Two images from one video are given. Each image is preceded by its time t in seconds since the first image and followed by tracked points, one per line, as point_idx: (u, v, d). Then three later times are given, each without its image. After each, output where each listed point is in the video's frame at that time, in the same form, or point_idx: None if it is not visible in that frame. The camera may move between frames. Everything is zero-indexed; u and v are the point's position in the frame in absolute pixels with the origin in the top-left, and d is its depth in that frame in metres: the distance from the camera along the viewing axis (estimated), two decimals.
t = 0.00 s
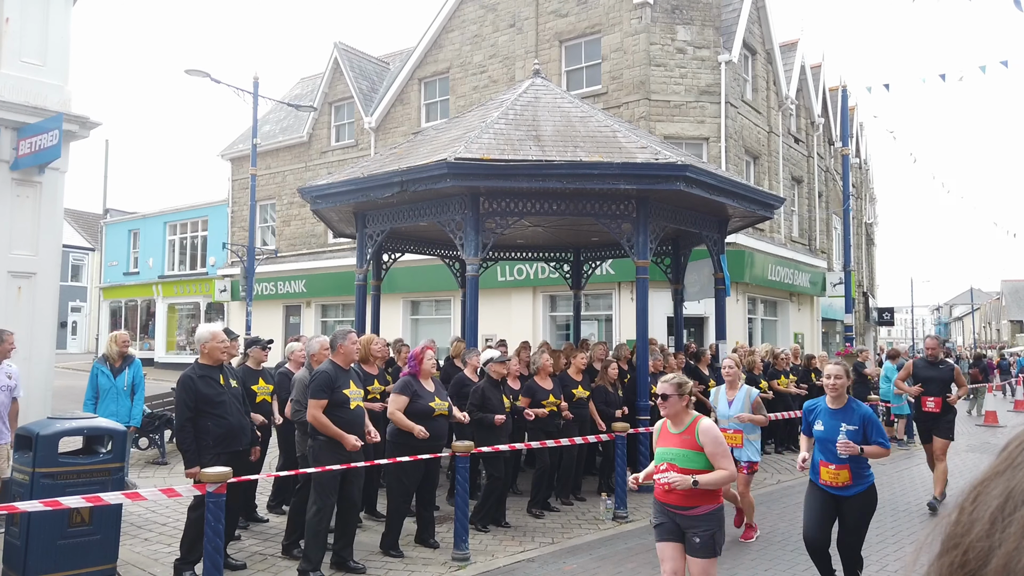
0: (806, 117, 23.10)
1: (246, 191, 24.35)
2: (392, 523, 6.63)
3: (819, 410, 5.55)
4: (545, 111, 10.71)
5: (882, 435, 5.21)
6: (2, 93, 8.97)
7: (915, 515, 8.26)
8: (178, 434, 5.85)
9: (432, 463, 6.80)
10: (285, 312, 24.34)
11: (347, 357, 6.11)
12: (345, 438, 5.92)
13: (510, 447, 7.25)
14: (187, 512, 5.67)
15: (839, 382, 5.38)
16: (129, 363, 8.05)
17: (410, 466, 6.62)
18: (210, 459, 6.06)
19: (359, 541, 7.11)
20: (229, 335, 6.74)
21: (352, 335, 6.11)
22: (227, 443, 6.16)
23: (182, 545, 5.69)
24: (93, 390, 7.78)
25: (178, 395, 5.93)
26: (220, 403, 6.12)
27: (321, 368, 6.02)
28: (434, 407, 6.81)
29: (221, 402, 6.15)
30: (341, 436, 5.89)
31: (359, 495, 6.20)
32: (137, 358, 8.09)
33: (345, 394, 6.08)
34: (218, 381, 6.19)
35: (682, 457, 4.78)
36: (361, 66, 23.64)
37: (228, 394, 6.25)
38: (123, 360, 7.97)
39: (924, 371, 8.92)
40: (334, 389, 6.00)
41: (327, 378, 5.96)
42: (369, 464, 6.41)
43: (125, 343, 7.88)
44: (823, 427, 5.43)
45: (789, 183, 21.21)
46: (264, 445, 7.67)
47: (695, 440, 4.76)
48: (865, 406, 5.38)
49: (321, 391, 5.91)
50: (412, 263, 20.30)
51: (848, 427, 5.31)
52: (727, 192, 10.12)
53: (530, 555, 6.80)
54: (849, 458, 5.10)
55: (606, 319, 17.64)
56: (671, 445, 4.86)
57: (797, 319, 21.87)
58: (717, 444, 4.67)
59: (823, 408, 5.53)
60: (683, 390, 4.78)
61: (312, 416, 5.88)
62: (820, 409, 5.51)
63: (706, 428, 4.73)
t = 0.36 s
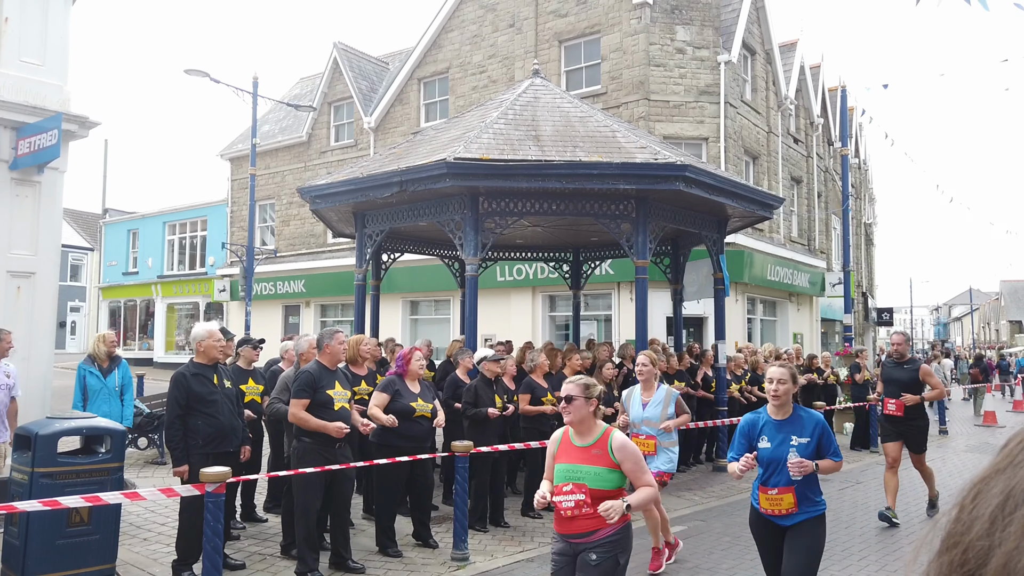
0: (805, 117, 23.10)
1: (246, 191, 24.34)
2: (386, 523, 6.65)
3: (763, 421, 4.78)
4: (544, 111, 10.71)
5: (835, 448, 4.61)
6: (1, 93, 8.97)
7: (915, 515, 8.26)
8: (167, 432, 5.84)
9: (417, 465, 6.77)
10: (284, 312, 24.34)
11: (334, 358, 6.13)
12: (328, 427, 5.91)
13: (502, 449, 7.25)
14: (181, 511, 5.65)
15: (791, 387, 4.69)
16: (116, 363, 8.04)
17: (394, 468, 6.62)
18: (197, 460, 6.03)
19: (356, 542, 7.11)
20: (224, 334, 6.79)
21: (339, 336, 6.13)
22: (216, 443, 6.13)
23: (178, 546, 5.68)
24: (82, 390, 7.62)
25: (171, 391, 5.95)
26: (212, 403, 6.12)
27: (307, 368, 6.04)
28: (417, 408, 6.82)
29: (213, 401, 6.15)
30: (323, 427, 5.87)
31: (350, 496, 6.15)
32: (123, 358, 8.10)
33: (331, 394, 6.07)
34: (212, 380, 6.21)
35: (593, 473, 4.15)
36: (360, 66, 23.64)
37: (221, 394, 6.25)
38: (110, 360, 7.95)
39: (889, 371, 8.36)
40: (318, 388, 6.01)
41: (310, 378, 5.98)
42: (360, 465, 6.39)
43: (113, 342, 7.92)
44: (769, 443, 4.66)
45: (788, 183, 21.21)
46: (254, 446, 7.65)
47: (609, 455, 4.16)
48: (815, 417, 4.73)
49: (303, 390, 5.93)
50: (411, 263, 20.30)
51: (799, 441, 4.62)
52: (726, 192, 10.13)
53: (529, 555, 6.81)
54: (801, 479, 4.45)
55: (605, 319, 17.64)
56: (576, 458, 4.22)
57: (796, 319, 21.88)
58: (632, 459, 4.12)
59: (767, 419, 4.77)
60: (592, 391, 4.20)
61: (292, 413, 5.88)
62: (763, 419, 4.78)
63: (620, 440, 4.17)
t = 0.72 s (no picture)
0: (804, 118, 23.10)
1: (245, 191, 24.36)
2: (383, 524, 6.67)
3: (688, 435, 4.20)
4: (544, 111, 10.71)
5: (765, 471, 3.85)
6: (1, 93, 8.97)
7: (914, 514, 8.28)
8: (169, 432, 5.85)
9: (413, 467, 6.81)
10: (283, 312, 24.35)
11: (330, 360, 6.12)
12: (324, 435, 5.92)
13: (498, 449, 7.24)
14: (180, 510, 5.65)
15: (708, 399, 4.03)
16: (105, 364, 8.05)
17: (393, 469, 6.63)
18: (198, 460, 6.05)
19: (354, 542, 7.13)
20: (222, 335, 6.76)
21: (335, 338, 6.12)
22: (216, 443, 6.13)
23: (178, 546, 5.68)
24: (71, 391, 7.62)
25: (171, 391, 5.93)
26: (213, 403, 6.13)
27: (304, 371, 6.03)
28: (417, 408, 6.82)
29: (213, 401, 6.15)
30: (320, 435, 5.89)
31: (348, 498, 6.16)
32: (112, 360, 8.10)
33: (328, 398, 6.08)
34: (212, 380, 6.20)
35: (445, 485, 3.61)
36: (360, 66, 23.64)
37: (221, 394, 6.26)
38: (99, 362, 7.96)
39: (861, 370, 7.70)
40: (316, 392, 6.01)
41: (308, 382, 5.97)
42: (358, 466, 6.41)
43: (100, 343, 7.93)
44: (690, 464, 4.11)
45: (787, 184, 21.21)
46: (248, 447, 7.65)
47: (464, 465, 3.58)
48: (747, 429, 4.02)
49: (301, 395, 5.92)
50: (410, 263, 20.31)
51: (722, 463, 3.99)
52: (726, 193, 10.14)
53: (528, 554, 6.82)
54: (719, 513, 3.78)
55: (604, 319, 17.65)
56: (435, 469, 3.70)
57: (795, 320, 21.90)
58: (489, 473, 3.49)
59: (691, 434, 4.18)
60: (464, 396, 3.74)
61: (289, 419, 5.89)
62: (688, 434, 4.19)
63: (479, 447, 3.56)
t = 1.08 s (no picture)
0: (803, 118, 23.09)
1: (244, 191, 24.37)
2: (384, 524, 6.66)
3: (548, 456, 3.37)
4: (542, 111, 10.71)
5: (652, 492, 3.21)
6: None
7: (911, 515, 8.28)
8: (179, 433, 5.86)
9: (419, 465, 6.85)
10: (282, 312, 24.35)
11: (340, 358, 6.12)
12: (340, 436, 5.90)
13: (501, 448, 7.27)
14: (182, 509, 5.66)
15: (569, 409, 3.29)
16: (101, 364, 8.03)
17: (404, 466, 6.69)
18: (209, 459, 6.08)
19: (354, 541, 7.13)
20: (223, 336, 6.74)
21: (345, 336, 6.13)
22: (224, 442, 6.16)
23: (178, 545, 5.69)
24: (68, 391, 7.62)
25: (177, 391, 5.91)
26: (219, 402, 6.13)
27: (315, 369, 6.00)
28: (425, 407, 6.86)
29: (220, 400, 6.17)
30: (336, 437, 5.84)
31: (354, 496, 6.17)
32: (110, 360, 8.12)
33: (339, 395, 6.08)
34: (216, 379, 6.19)
35: (248, 529, 2.97)
36: (359, 66, 23.64)
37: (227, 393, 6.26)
38: (95, 361, 7.94)
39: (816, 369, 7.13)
40: (329, 389, 6.01)
41: (321, 379, 5.97)
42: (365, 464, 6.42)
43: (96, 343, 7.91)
44: (553, 494, 3.27)
45: (786, 184, 21.21)
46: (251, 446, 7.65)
47: (274, 504, 2.95)
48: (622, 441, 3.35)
49: (316, 392, 5.92)
50: (409, 263, 20.32)
51: (597, 488, 3.23)
52: (725, 193, 10.14)
53: (526, 554, 6.82)
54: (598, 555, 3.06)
55: (604, 319, 17.65)
56: (229, 508, 3.02)
57: (794, 320, 21.91)
58: (309, 509, 2.92)
59: (552, 454, 3.36)
60: (258, 408, 3.12)
61: (306, 416, 5.87)
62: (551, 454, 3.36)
63: (294, 479, 2.96)
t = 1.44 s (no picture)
0: (802, 118, 23.11)
1: (243, 191, 24.38)
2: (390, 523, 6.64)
3: (290, 497, 2.54)
4: (541, 112, 10.71)
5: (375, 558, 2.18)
6: None
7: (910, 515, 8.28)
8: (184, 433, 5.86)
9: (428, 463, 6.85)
10: (281, 312, 24.34)
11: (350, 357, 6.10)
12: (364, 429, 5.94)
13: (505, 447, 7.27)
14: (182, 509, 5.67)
15: (298, 425, 2.46)
16: (101, 363, 8.02)
17: (410, 464, 6.64)
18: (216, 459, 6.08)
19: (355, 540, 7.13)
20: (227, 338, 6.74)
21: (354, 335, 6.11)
22: (230, 442, 6.16)
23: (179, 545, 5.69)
24: (69, 391, 7.62)
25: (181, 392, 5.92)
26: (224, 402, 6.14)
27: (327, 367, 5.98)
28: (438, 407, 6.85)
29: (224, 401, 6.16)
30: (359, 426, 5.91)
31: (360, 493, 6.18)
32: (111, 360, 8.11)
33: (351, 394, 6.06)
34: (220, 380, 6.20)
35: None
36: (359, 67, 23.63)
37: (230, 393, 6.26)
38: (95, 361, 7.93)
39: (768, 374, 6.62)
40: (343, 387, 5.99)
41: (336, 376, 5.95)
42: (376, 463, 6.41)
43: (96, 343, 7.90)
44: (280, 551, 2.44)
45: (785, 184, 21.23)
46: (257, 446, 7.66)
47: None
48: (368, 484, 2.35)
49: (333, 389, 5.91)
50: (408, 263, 20.34)
51: (311, 551, 2.31)
52: (723, 193, 10.15)
53: (525, 554, 6.82)
54: None
55: (603, 319, 17.65)
56: None
57: (793, 320, 21.93)
58: None
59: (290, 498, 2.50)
60: None
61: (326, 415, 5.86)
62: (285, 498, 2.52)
63: None
